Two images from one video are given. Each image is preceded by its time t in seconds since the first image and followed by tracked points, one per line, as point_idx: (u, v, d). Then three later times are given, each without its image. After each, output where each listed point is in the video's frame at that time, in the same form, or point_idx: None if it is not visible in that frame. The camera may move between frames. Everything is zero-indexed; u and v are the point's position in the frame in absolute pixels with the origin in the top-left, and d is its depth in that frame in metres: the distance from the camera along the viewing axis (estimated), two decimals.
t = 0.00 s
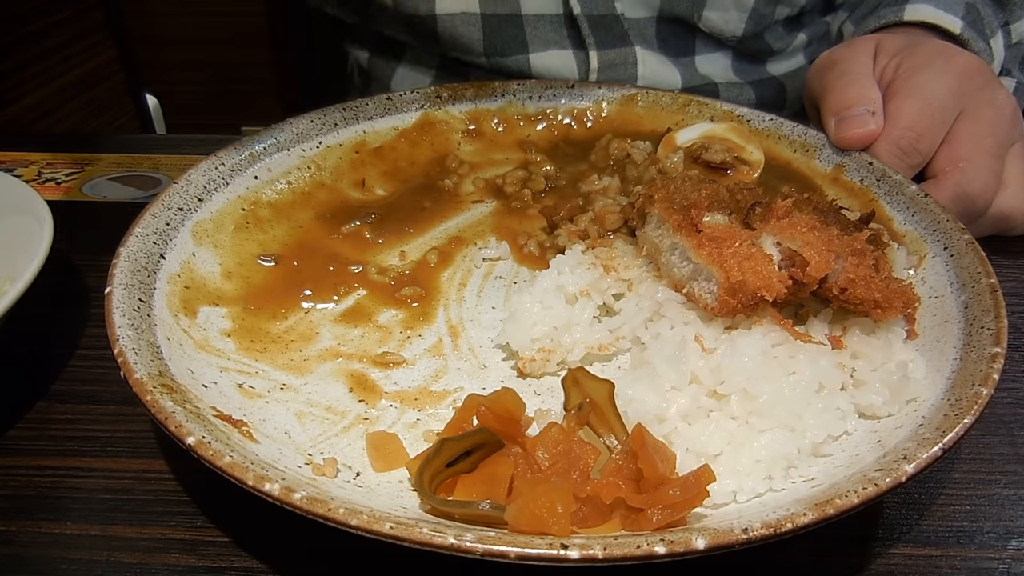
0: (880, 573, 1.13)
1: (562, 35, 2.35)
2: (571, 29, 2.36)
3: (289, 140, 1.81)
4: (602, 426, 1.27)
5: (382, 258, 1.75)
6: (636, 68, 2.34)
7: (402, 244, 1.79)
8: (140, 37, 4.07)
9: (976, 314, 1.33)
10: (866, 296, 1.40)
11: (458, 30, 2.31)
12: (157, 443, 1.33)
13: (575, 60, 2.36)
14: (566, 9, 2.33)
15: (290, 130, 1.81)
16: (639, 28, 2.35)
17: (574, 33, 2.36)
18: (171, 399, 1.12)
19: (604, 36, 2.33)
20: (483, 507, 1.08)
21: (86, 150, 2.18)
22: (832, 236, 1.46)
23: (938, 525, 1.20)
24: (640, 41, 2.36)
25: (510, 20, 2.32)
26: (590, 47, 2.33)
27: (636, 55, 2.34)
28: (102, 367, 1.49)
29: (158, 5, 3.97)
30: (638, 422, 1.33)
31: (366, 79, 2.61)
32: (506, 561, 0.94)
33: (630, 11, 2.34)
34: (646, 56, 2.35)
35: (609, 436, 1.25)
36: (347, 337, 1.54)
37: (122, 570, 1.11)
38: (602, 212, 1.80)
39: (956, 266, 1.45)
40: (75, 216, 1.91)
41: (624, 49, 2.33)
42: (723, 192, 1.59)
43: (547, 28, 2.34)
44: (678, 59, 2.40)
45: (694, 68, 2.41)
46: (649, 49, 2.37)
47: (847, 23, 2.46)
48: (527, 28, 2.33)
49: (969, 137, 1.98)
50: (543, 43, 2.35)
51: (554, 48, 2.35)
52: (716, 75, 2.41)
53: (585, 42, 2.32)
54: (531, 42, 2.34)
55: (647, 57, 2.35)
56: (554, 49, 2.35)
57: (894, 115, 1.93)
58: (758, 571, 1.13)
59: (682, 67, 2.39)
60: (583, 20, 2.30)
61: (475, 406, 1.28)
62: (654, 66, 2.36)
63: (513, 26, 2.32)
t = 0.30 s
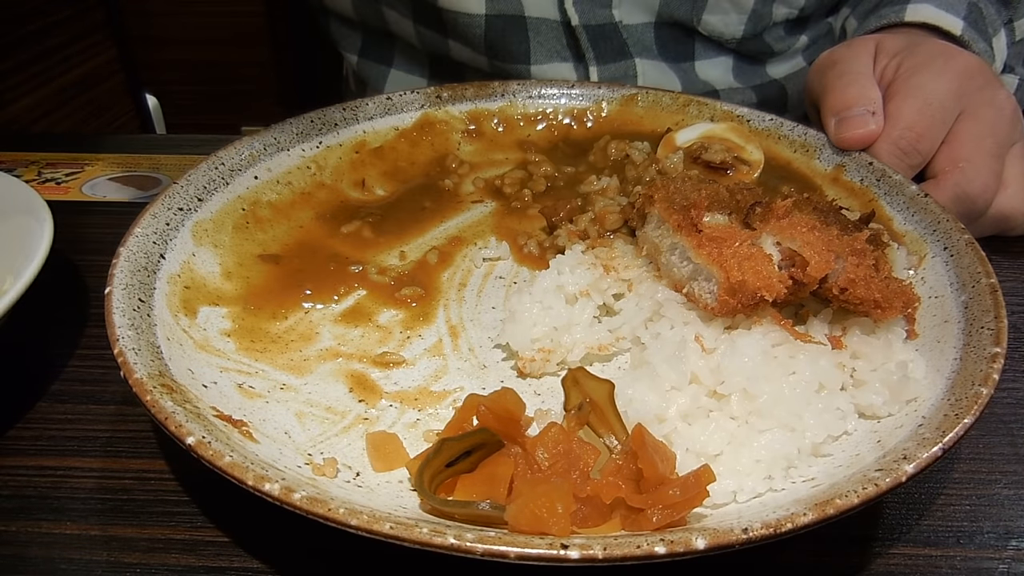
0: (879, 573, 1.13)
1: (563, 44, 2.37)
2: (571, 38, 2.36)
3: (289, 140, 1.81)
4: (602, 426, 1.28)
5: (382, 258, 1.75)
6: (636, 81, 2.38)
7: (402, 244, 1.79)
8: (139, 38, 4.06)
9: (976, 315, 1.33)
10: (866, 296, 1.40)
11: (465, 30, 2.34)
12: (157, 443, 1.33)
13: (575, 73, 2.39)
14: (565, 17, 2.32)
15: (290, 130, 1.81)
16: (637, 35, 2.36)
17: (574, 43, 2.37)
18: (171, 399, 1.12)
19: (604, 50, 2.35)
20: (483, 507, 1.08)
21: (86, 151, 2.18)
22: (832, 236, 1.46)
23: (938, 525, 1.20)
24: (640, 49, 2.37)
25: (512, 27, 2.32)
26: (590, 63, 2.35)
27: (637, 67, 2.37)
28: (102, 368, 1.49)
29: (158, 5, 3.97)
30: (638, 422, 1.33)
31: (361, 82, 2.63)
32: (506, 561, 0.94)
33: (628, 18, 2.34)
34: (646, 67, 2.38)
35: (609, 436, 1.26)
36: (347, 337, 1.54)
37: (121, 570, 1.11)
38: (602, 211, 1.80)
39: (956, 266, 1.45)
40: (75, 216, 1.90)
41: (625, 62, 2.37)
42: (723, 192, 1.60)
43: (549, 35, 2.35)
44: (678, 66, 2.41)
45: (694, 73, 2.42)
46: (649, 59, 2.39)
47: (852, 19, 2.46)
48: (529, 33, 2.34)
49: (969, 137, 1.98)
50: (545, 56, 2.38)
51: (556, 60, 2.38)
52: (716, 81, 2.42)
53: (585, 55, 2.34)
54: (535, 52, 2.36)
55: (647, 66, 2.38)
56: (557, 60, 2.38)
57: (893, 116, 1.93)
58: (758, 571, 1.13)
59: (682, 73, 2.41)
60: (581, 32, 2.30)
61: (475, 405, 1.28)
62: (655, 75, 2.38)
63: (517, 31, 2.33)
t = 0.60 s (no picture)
0: (879, 573, 1.13)
1: (562, 46, 2.36)
2: (570, 39, 2.36)
3: (289, 140, 1.81)
4: (602, 426, 1.28)
5: (383, 257, 1.75)
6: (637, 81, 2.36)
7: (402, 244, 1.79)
8: (139, 38, 4.06)
9: (976, 314, 1.33)
10: (867, 296, 1.40)
11: (461, 38, 2.33)
12: (157, 443, 1.33)
13: (575, 73, 2.37)
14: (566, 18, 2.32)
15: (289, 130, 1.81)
16: (637, 36, 2.36)
17: (573, 44, 2.36)
18: (171, 399, 1.12)
19: (605, 49, 2.34)
20: (483, 507, 1.08)
21: (86, 151, 2.18)
22: (832, 236, 1.46)
23: (938, 525, 1.20)
24: (641, 51, 2.37)
25: (508, 31, 2.32)
26: (590, 62, 2.33)
27: (638, 68, 2.36)
28: (102, 368, 1.49)
29: (157, 5, 3.97)
30: (638, 422, 1.33)
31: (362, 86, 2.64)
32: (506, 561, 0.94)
33: (630, 21, 2.34)
34: (646, 68, 2.37)
35: (609, 436, 1.26)
36: (347, 337, 1.54)
37: (121, 570, 1.11)
38: (603, 211, 1.80)
39: (956, 266, 1.45)
40: (75, 216, 1.90)
41: (625, 62, 2.35)
42: (723, 192, 1.60)
43: (546, 40, 2.35)
44: (678, 67, 2.41)
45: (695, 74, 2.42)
46: (650, 60, 2.38)
47: (851, 19, 2.47)
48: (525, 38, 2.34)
49: (969, 137, 1.98)
50: (543, 57, 2.36)
51: (555, 61, 2.36)
52: (718, 82, 2.42)
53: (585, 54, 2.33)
54: (531, 57, 2.36)
55: (648, 68, 2.37)
56: (554, 62, 2.36)
57: (894, 115, 1.93)
58: (758, 572, 1.13)
59: (682, 73, 2.41)
60: (582, 32, 2.30)
61: (475, 405, 1.28)
62: (655, 76, 2.38)
63: (514, 38, 2.33)
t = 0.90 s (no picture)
0: (879, 573, 1.13)
1: (558, 32, 2.33)
2: (567, 25, 2.33)
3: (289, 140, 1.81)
4: (602, 426, 1.28)
5: (383, 257, 1.75)
6: (633, 67, 2.34)
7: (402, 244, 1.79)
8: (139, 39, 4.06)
9: (977, 314, 1.33)
10: (867, 296, 1.40)
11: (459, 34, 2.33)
12: (157, 443, 1.33)
13: (570, 58, 2.34)
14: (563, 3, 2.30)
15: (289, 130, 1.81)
16: (637, 22, 2.33)
17: (570, 29, 2.33)
18: (171, 399, 1.12)
19: (599, 34, 2.31)
20: (483, 507, 1.08)
21: (86, 151, 2.18)
22: (832, 236, 1.46)
23: (938, 525, 1.20)
24: (639, 36, 2.34)
25: (505, 19, 2.30)
26: (587, 47, 2.31)
27: (634, 53, 2.33)
28: (102, 368, 1.49)
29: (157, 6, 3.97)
30: (638, 422, 1.33)
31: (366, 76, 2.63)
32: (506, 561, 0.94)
33: (629, 4, 2.31)
34: (644, 54, 2.34)
35: (609, 436, 1.26)
36: (347, 337, 1.54)
37: (121, 570, 1.11)
38: (603, 211, 1.80)
39: (956, 266, 1.45)
40: (75, 216, 1.91)
41: (622, 47, 2.33)
42: (723, 191, 1.60)
43: (543, 26, 2.32)
44: (676, 52, 2.39)
45: (692, 61, 2.40)
46: (648, 45, 2.36)
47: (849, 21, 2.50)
48: (523, 25, 2.31)
49: (969, 136, 1.98)
50: (539, 43, 2.33)
51: (550, 46, 2.34)
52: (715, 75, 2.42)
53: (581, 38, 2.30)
54: (527, 43, 2.33)
55: (646, 54, 2.34)
56: (549, 47, 2.34)
57: (893, 115, 1.93)
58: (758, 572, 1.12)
59: (680, 59, 2.39)
60: (580, 17, 2.28)
61: (475, 405, 1.28)
62: (651, 64, 2.35)
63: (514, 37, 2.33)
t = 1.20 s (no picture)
0: (879, 573, 1.13)
1: (558, 19, 2.32)
2: (567, 11, 2.32)
3: (289, 141, 1.81)
4: (602, 426, 1.28)
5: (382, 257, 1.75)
6: (631, 52, 2.32)
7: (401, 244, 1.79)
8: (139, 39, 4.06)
9: (976, 314, 1.33)
10: (866, 295, 1.40)
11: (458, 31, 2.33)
12: (157, 443, 1.33)
13: (569, 44, 2.32)
14: None
15: (289, 130, 1.81)
16: (636, 7, 2.31)
17: (570, 14, 2.32)
18: (171, 399, 1.12)
19: (599, 18, 2.30)
20: (483, 507, 1.08)
21: (85, 151, 2.18)
22: (832, 236, 1.46)
23: (938, 525, 1.20)
24: (638, 22, 2.32)
25: (505, 10, 2.30)
26: (586, 31, 2.29)
27: (633, 38, 2.31)
28: (102, 368, 1.49)
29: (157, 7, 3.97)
30: (638, 422, 1.33)
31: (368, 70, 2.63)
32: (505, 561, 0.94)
33: None
34: (643, 39, 2.33)
35: (609, 436, 1.26)
36: (347, 337, 1.54)
37: (121, 570, 1.11)
38: (603, 211, 1.80)
39: (956, 266, 1.45)
40: (75, 216, 1.91)
41: (620, 31, 2.31)
42: (723, 191, 1.60)
43: (542, 13, 2.31)
44: (674, 39, 2.38)
45: (690, 48, 2.39)
46: (646, 31, 2.33)
47: (845, 22, 2.53)
48: (523, 12, 2.30)
49: (968, 136, 1.98)
50: (539, 29, 2.31)
51: (550, 32, 2.31)
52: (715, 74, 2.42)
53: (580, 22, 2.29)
54: (526, 29, 2.31)
55: (644, 40, 2.33)
56: (549, 34, 2.31)
57: (893, 115, 1.93)
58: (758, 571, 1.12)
59: (678, 45, 2.38)
60: None
61: (475, 405, 1.28)
62: (649, 48, 2.34)
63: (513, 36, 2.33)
